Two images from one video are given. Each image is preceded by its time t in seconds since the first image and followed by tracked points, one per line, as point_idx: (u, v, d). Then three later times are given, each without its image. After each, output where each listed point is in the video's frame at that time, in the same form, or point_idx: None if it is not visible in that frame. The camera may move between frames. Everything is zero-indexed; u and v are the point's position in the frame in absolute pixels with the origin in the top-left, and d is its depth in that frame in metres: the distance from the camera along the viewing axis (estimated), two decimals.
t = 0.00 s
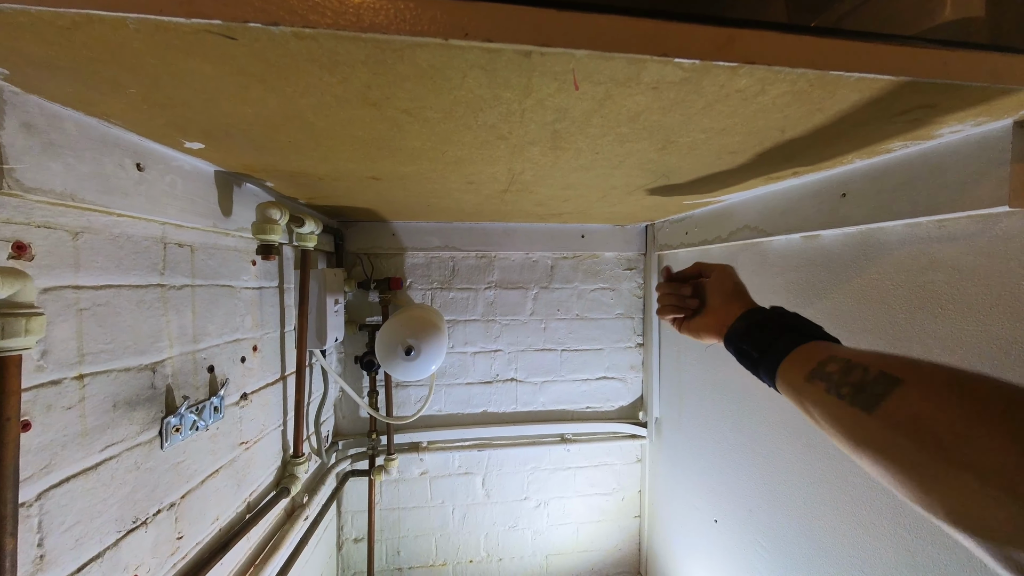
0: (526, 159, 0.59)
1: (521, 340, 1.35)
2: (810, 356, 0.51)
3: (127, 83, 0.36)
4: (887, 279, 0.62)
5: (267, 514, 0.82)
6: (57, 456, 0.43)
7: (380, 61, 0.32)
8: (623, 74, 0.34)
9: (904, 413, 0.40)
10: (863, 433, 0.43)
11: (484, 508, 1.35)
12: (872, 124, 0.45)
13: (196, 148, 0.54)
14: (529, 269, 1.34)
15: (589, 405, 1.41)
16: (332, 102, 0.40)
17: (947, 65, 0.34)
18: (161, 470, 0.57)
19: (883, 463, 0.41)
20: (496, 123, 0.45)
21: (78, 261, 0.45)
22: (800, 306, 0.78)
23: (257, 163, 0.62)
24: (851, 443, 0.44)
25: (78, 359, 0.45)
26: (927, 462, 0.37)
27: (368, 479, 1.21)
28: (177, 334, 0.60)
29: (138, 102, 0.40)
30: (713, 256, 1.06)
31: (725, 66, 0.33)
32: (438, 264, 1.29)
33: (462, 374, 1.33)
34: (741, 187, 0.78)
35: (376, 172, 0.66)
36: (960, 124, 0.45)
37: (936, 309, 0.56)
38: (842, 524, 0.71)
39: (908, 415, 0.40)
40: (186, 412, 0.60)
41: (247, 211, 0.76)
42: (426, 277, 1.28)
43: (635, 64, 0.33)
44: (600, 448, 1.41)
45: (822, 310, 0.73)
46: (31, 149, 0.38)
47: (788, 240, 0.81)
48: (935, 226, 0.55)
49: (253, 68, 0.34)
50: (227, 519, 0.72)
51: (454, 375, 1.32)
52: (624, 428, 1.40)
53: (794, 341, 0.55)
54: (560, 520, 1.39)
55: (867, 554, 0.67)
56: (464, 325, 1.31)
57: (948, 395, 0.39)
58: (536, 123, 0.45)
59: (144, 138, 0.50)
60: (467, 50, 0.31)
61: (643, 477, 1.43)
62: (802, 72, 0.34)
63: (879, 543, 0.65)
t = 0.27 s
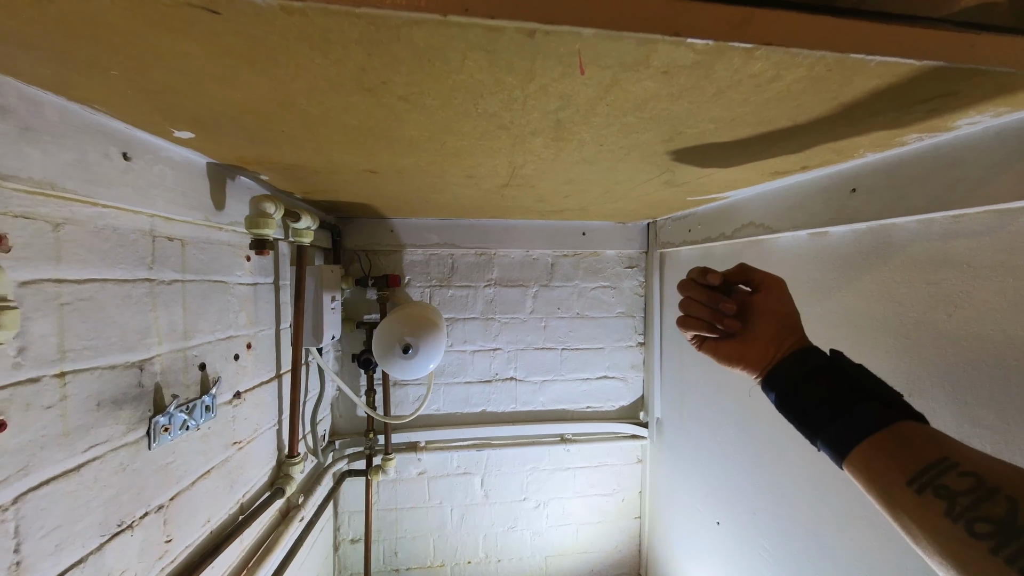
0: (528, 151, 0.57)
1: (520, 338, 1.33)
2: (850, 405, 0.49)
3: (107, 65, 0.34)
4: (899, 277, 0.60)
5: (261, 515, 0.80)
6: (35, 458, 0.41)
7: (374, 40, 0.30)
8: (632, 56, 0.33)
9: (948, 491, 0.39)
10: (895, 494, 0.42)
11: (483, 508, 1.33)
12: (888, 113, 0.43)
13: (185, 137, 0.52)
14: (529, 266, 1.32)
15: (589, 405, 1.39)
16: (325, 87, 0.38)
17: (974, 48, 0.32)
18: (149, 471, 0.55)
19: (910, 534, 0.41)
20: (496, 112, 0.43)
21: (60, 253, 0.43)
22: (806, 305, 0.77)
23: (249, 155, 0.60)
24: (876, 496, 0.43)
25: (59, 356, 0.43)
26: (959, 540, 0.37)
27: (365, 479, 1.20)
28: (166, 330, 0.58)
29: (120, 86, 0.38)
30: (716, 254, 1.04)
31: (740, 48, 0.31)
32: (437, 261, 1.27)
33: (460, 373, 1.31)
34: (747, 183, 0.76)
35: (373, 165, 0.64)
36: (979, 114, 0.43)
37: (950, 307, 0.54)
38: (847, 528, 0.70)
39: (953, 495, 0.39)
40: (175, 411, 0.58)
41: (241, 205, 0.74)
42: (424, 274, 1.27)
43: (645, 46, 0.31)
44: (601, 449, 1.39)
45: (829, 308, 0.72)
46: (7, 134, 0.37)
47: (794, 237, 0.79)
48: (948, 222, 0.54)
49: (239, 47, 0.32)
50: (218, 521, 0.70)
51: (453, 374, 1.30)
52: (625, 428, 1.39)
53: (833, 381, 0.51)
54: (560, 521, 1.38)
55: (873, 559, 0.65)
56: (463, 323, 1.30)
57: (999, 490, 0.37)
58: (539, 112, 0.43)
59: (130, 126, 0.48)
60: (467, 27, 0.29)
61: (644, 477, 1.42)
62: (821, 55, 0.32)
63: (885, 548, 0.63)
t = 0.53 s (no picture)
0: (524, 150, 0.57)
1: (517, 337, 1.33)
2: (886, 435, 0.55)
3: (104, 61, 0.34)
4: (890, 277, 0.61)
5: (257, 513, 0.80)
6: (31, 453, 0.41)
7: (369, 39, 0.31)
8: (625, 57, 0.33)
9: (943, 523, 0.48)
10: (922, 524, 0.50)
11: (479, 506, 1.33)
12: (879, 115, 0.44)
13: (182, 134, 0.52)
14: (527, 266, 1.33)
15: (585, 404, 1.39)
16: (320, 85, 0.38)
17: (961, 50, 0.33)
18: (146, 467, 0.55)
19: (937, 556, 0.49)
20: (492, 111, 0.44)
21: (55, 249, 0.43)
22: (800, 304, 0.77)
23: (246, 152, 0.60)
24: (912, 523, 0.52)
25: (55, 352, 0.43)
26: (957, 567, 0.46)
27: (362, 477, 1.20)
28: (163, 327, 0.59)
29: (117, 83, 0.38)
30: (712, 253, 1.05)
31: (731, 49, 0.32)
32: (435, 260, 1.27)
33: (457, 371, 1.31)
34: (742, 183, 0.76)
35: (371, 163, 0.64)
36: (969, 116, 0.44)
37: (941, 307, 0.55)
38: (839, 525, 0.71)
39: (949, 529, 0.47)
40: (172, 408, 0.59)
41: (238, 202, 0.74)
42: (422, 273, 1.27)
43: (638, 46, 0.32)
44: (597, 447, 1.40)
45: (822, 308, 0.72)
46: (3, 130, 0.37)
47: (788, 237, 0.80)
48: (940, 223, 0.54)
49: (235, 44, 0.32)
50: (214, 518, 0.70)
51: (450, 372, 1.31)
52: (621, 427, 1.39)
53: (871, 407, 0.58)
54: (556, 519, 1.38)
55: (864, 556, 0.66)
56: (460, 321, 1.30)
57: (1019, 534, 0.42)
58: (534, 112, 0.43)
59: (127, 123, 0.48)
60: (461, 26, 0.29)
61: (640, 476, 1.42)
62: (811, 57, 0.33)
63: (876, 545, 0.64)
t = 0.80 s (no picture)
0: (529, 146, 0.57)
1: (518, 336, 1.33)
2: (925, 449, 0.40)
3: (109, 50, 0.34)
4: (893, 275, 0.61)
5: (257, 511, 0.80)
6: (31, 449, 0.40)
7: (380, 29, 0.30)
8: (637, 50, 0.33)
9: None
10: None
11: (479, 505, 1.33)
12: (886, 112, 0.44)
13: (185, 127, 0.52)
14: (527, 264, 1.32)
15: (585, 403, 1.39)
16: (328, 77, 0.38)
17: (972, 46, 0.33)
18: (146, 464, 0.55)
19: None
20: (500, 105, 0.43)
21: (57, 242, 0.43)
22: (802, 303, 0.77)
23: (250, 146, 0.59)
24: None
25: (56, 347, 0.43)
26: None
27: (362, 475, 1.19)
28: (164, 322, 0.58)
29: (122, 72, 0.37)
30: (714, 252, 1.05)
31: (744, 42, 0.32)
32: (435, 258, 1.27)
33: (458, 370, 1.31)
34: (745, 182, 0.76)
35: (375, 159, 0.64)
36: (976, 114, 0.44)
37: (944, 305, 0.55)
38: (840, 523, 0.71)
39: None
40: (173, 404, 0.58)
41: (239, 198, 0.73)
42: (422, 271, 1.26)
43: (651, 39, 0.31)
44: (597, 446, 1.40)
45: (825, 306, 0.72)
46: (5, 120, 0.36)
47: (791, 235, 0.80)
48: (944, 221, 0.55)
49: (243, 34, 0.31)
50: (214, 516, 0.70)
51: (450, 371, 1.30)
52: (621, 426, 1.39)
53: (905, 421, 0.41)
54: (556, 518, 1.38)
55: (865, 554, 0.66)
56: (461, 320, 1.30)
57: None
58: (542, 106, 0.43)
59: (129, 115, 0.48)
60: (474, 16, 0.29)
61: (639, 475, 1.42)
62: (824, 52, 0.33)
63: (877, 543, 0.64)
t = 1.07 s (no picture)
0: (523, 152, 0.58)
1: (514, 336, 1.34)
2: (836, 423, 0.45)
3: (111, 60, 0.35)
4: (877, 279, 0.63)
5: (254, 510, 0.81)
6: (32, 448, 0.41)
7: (375, 43, 0.31)
8: (624, 64, 0.34)
9: (948, 526, 0.36)
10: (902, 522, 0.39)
11: (474, 504, 1.34)
12: (868, 123, 0.45)
13: (184, 132, 0.53)
14: (523, 265, 1.34)
15: (580, 403, 1.41)
16: (325, 86, 0.39)
17: (944, 63, 0.34)
18: (144, 463, 0.56)
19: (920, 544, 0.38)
20: (493, 114, 0.44)
21: (58, 245, 0.44)
22: (791, 305, 0.79)
23: (248, 150, 0.60)
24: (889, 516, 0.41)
25: (57, 348, 0.44)
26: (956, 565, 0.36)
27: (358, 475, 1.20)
28: (162, 323, 0.59)
29: (124, 81, 0.38)
30: (706, 255, 1.06)
31: (727, 58, 0.33)
32: (432, 259, 1.28)
33: (454, 370, 1.32)
34: (736, 186, 0.78)
35: (372, 163, 0.65)
36: (954, 125, 0.46)
37: (925, 309, 0.56)
38: (830, 521, 0.72)
39: (953, 526, 0.36)
40: (171, 404, 0.59)
41: (238, 200, 0.74)
42: (419, 272, 1.27)
43: (637, 54, 0.33)
44: (591, 446, 1.41)
45: (814, 309, 0.74)
46: (9, 127, 0.37)
47: (781, 239, 0.82)
48: (925, 227, 0.56)
49: (243, 45, 0.32)
50: (212, 514, 0.70)
51: (446, 371, 1.31)
52: (615, 425, 1.41)
53: (797, 390, 0.49)
54: (550, 516, 1.39)
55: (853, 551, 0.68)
56: (457, 320, 1.31)
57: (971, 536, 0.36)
58: (535, 115, 0.44)
59: (130, 120, 0.49)
60: (466, 32, 0.30)
61: (633, 474, 1.44)
62: (803, 67, 0.34)
63: (864, 540, 0.66)
